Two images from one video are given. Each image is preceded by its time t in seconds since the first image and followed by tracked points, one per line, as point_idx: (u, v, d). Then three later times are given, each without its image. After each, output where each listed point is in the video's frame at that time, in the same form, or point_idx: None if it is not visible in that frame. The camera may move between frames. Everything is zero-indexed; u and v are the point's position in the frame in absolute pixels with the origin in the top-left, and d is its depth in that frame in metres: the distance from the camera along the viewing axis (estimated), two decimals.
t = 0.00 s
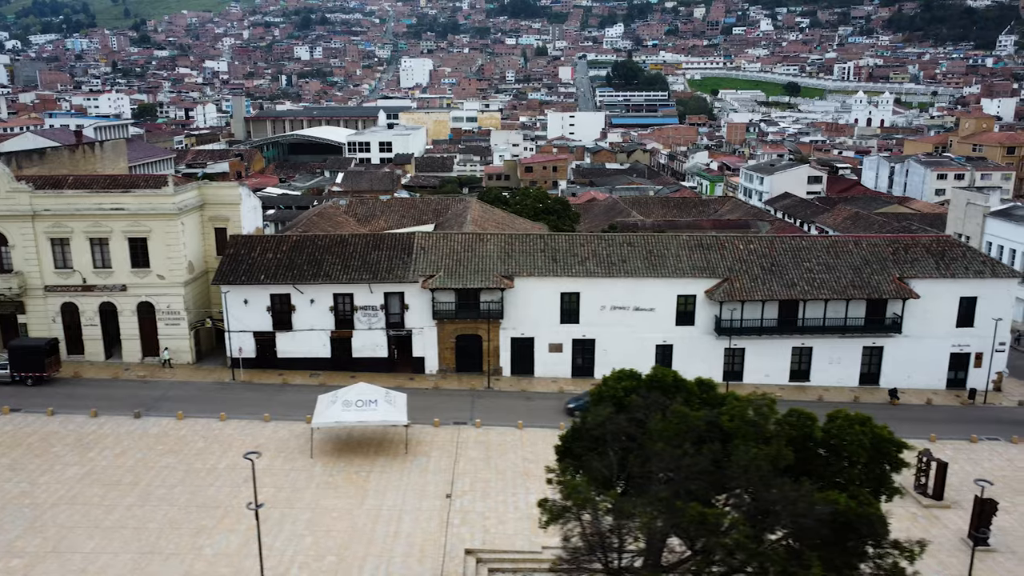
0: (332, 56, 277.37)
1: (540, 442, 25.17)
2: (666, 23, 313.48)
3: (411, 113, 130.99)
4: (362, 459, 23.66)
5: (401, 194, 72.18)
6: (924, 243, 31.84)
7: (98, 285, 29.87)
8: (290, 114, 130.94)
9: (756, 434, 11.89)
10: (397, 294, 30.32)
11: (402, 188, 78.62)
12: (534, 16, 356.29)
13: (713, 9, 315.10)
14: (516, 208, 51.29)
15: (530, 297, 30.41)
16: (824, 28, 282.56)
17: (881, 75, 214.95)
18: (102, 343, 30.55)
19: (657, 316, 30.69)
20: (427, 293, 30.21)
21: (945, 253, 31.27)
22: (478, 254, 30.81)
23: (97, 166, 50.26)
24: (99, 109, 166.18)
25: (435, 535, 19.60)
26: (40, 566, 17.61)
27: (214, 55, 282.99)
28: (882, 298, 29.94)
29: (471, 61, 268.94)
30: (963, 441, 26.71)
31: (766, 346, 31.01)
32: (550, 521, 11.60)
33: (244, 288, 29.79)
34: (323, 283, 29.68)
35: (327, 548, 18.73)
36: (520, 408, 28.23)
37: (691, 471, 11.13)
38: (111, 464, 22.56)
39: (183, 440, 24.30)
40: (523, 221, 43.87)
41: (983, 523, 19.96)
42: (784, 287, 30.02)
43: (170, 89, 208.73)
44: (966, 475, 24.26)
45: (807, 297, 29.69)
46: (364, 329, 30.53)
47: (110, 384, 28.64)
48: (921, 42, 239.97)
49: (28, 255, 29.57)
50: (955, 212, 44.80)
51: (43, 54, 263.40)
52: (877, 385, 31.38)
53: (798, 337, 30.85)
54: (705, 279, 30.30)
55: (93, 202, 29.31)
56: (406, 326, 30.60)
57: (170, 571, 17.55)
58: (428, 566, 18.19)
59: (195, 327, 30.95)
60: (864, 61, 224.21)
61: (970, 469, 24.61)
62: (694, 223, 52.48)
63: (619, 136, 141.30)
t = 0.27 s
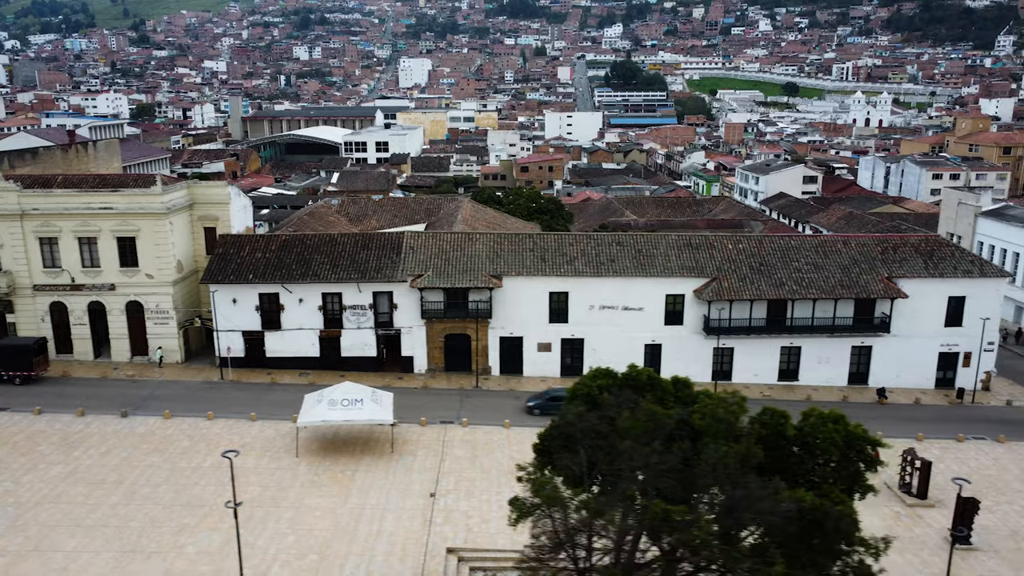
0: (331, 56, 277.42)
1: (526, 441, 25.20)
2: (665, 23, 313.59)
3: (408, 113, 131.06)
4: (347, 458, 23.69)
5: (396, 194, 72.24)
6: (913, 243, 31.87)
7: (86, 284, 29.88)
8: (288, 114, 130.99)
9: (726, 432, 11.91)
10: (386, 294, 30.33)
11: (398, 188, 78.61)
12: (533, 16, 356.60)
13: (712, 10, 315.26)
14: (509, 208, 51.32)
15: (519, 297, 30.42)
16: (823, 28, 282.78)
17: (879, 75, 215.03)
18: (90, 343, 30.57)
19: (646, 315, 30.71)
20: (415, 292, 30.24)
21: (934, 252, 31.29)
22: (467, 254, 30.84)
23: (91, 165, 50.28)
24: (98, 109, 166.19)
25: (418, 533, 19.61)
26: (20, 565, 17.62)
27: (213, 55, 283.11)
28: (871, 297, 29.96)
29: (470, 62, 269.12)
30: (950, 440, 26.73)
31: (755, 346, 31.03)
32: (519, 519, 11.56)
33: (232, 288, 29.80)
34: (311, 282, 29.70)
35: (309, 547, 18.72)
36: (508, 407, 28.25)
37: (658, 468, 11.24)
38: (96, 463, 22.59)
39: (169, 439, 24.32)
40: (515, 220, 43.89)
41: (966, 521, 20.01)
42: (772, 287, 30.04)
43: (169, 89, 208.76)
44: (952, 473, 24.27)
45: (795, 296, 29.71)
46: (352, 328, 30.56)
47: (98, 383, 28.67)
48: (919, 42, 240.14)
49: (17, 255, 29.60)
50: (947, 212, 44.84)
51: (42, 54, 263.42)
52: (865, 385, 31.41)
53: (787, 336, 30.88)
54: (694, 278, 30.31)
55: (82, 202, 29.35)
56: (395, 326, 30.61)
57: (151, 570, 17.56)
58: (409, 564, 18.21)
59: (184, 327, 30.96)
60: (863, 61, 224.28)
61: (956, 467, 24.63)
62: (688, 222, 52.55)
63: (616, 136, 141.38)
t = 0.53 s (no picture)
0: (330, 56, 277.42)
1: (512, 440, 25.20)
2: (664, 23, 313.63)
3: (405, 113, 131.09)
4: (333, 456, 23.70)
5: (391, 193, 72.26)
6: (902, 242, 31.89)
7: (74, 283, 29.90)
8: (285, 114, 131.01)
9: (696, 429, 11.95)
10: (375, 292, 30.36)
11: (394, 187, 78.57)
12: (532, 16, 356.76)
13: (711, 10, 315.22)
14: (503, 207, 51.33)
15: (507, 296, 30.45)
16: (823, 28, 282.85)
17: (878, 76, 215.07)
18: (79, 342, 30.58)
19: (635, 315, 30.74)
20: (404, 292, 30.25)
21: (922, 252, 31.32)
22: (455, 253, 30.84)
23: (85, 165, 50.27)
24: (96, 109, 166.17)
25: (400, 531, 19.63)
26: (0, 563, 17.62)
27: (212, 55, 283.20)
28: (859, 296, 29.97)
29: (469, 62, 269.18)
30: (936, 439, 26.77)
31: (744, 345, 31.06)
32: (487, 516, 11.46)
33: (221, 286, 29.81)
34: (300, 281, 29.71)
35: (290, 545, 18.72)
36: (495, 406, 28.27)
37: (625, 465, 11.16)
38: (81, 461, 22.61)
39: (155, 437, 24.33)
40: (507, 219, 43.86)
41: (947, 519, 20.08)
42: (760, 285, 30.06)
43: (167, 89, 208.81)
44: (937, 471, 24.31)
45: (783, 295, 29.74)
46: (341, 327, 30.58)
47: (85, 382, 28.68)
48: (918, 42, 240.18)
49: (5, 253, 29.65)
50: (939, 212, 44.84)
51: (41, 54, 263.41)
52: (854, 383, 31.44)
53: (775, 336, 30.91)
54: (682, 277, 30.34)
55: (70, 200, 29.38)
56: (384, 325, 30.64)
57: (131, 568, 17.57)
58: (389, 562, 18.21)
59: (172, 325, 30.97)
60: (862, 61, 224.25)
61: (940, 466, 24.69)
62: (681, 222, 52.59)
63: (614, 136, 141.39)
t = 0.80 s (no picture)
0: (329, 56, 277.33)
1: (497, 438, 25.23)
2: (663, 23, 313.63)
3: (402, 113, 131.09)
4: (319, 454, 23.74)
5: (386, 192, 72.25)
6: (890, 241, 31.91)
7: (62, 281, 29.93)
8: (282, 113, 130.98)
9: (665, 424, 12.01)
10: (363, 291, 30.40)
11: (389, 187, 78.54)
12: (531, 16, 356.74)
13: (710, 9, 315.07)
14: (495, 206, 51.36)
15: (495, 294, 30.50)
16: (821, 28, 282.93)
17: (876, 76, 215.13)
18: (68, 340, 30.62)
19: (623, 313, 30.77)
20: (392, 290, 30.28)
21: (910, 250, 31.36)
22: (444, 251, 30.86)
23: (78, 164, 50.25)
24: (93, 108, 166.05)
25: (381, 528, 19.67)
26: None
27: (211, 55, 283.09)
28: (846, 295, 30.01)
29: (468, 61, 269.17)
30: (921, 437, 26.83)
31: (732, 343, 31.10)
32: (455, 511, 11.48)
33: (209, 285, 29.85)
34: (288, 279, 29.74)
35: (271, 542, 18.78)
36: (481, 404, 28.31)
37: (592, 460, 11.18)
38: (66, 459, 22.65)
39: (140, 435, 24.36)
40: (498, 218, 43.95)
41: (928, 516, 20.18)
42: (748, 284, 30.09)
43: (166, 88, 208.78)
44: (920, 469, 24.38)
45: (770, 293, 29.77)
46: (330, 325, 30.62)
47: (73, 380, 28.72)
48: (917, 42, 240.17)
49: None
50: (930, 211, 44.87)
51: (40, 54, 263.23)
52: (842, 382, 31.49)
53: (763, 334, 30.95)
54: (670, 275, 30.37)
55: (58, 198, 29.41)
56: (372, 323, 30.69)
57: (111, 564, 17.61)
58: (370, 559, 18.26)
59: (161, 324, 31.01)
60: (861, 61, 224.20)
61: (925, 464, 24.74)
62: (673, 221, 52.62)
63: (611, 135, 141.38)
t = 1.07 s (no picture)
0: (328, 56, 277.39)
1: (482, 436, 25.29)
2: (662, 23, 313.83)
3: (399, 112, 131.20)
4: (303, 451, 23.77)
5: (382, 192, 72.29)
6: (878, 239, 31.93)
7: (51, 280, 29.95)
8: (279, 113, 131.01)
9: (631, 420, 12.03)
10: (350, 289, 30.44)
11: (384, 186, 78.63)
12: (530, 16, 356.77)
13: (709, 10, 315.12)
14: (488, 205, 51.43)
15: (483, 292, 30.52)
16: (820, 28, 283.02)
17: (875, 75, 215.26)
18: (56, 338, 30.65)
19: (611, 311, 30.80)
20: (380, 288, 30.31)
21: (898, 249, 31.38)
22: (432, 249, 30.88)
23: (70, 163, 50.24)
24: (91, 108, 166.07)
25: (363, 525, 19.70)
26: None
27: (210, 55, 283.05)
28: (834, 293, 30.03)
29: (467, 61, 269.30)
30: (908, 435, 26.86)
31: (720, 341, 31.14)
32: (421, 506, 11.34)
33: (197, 283, 29.89)
34: (275, 278, 29.75)
35: (252, 538, 18.82)
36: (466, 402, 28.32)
37: (557, 456, 11.14)
38: (50, 456, 22.67)
39: (125, 433, 24.40)
40: (490, 217, 44.04)
41: (908, 514, 20.23)
42: (735, 282, 30.13)
43: (165, 88, 208.88)
44: (904, 467, 24.43)
45: (757, 292, 29.80)
46: (317, 323, 30.64)
47: (60, 378, 28.75)
48: (915, 42, 240.25)
49: None
50: (921, 210, 44.92)
51: (39, 54, 263.28)
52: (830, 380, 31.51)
53: (751, 332, 30.98)
54: (657, 274, 30.38)
55: (46, 197, 29.44)
56: (360, 322, 30.72)
57: (90, 561, 17.64)
58: (349, 556, 18.29)
59: (149, 322, 31.05)
60: (859, 61, 224.36)
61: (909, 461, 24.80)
62: (666, 220, 52.70)
63: (608, 135, 141.43)
